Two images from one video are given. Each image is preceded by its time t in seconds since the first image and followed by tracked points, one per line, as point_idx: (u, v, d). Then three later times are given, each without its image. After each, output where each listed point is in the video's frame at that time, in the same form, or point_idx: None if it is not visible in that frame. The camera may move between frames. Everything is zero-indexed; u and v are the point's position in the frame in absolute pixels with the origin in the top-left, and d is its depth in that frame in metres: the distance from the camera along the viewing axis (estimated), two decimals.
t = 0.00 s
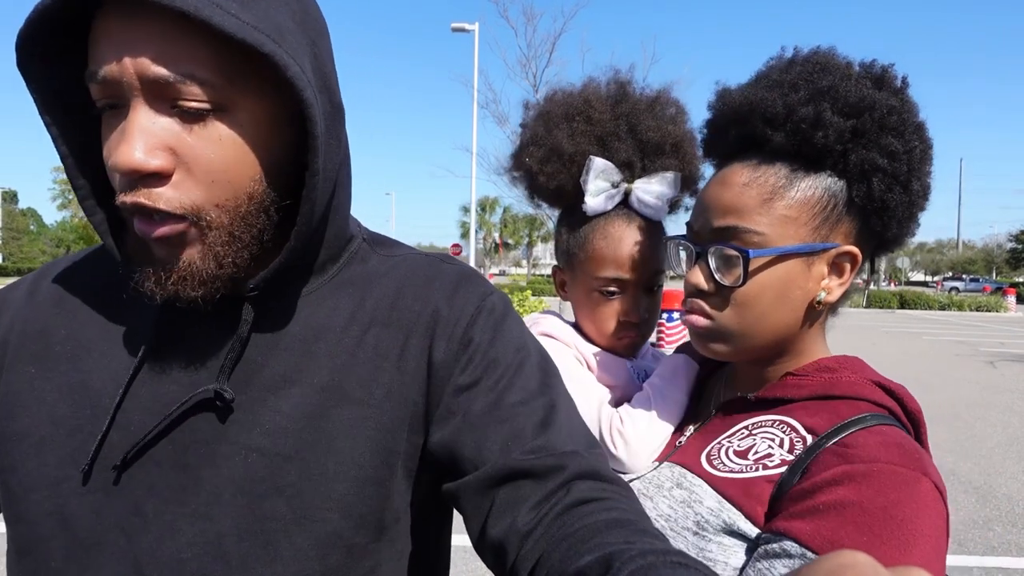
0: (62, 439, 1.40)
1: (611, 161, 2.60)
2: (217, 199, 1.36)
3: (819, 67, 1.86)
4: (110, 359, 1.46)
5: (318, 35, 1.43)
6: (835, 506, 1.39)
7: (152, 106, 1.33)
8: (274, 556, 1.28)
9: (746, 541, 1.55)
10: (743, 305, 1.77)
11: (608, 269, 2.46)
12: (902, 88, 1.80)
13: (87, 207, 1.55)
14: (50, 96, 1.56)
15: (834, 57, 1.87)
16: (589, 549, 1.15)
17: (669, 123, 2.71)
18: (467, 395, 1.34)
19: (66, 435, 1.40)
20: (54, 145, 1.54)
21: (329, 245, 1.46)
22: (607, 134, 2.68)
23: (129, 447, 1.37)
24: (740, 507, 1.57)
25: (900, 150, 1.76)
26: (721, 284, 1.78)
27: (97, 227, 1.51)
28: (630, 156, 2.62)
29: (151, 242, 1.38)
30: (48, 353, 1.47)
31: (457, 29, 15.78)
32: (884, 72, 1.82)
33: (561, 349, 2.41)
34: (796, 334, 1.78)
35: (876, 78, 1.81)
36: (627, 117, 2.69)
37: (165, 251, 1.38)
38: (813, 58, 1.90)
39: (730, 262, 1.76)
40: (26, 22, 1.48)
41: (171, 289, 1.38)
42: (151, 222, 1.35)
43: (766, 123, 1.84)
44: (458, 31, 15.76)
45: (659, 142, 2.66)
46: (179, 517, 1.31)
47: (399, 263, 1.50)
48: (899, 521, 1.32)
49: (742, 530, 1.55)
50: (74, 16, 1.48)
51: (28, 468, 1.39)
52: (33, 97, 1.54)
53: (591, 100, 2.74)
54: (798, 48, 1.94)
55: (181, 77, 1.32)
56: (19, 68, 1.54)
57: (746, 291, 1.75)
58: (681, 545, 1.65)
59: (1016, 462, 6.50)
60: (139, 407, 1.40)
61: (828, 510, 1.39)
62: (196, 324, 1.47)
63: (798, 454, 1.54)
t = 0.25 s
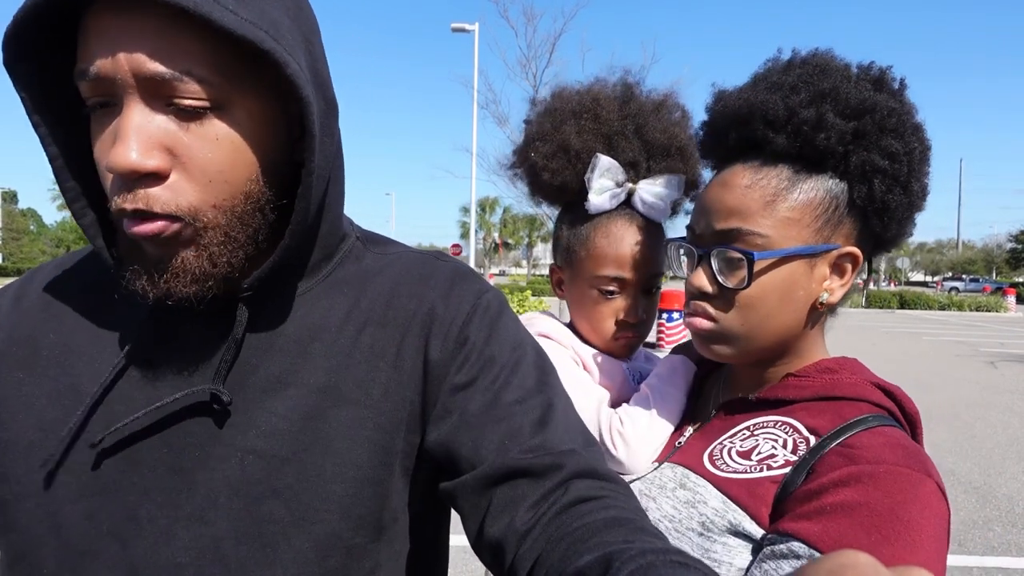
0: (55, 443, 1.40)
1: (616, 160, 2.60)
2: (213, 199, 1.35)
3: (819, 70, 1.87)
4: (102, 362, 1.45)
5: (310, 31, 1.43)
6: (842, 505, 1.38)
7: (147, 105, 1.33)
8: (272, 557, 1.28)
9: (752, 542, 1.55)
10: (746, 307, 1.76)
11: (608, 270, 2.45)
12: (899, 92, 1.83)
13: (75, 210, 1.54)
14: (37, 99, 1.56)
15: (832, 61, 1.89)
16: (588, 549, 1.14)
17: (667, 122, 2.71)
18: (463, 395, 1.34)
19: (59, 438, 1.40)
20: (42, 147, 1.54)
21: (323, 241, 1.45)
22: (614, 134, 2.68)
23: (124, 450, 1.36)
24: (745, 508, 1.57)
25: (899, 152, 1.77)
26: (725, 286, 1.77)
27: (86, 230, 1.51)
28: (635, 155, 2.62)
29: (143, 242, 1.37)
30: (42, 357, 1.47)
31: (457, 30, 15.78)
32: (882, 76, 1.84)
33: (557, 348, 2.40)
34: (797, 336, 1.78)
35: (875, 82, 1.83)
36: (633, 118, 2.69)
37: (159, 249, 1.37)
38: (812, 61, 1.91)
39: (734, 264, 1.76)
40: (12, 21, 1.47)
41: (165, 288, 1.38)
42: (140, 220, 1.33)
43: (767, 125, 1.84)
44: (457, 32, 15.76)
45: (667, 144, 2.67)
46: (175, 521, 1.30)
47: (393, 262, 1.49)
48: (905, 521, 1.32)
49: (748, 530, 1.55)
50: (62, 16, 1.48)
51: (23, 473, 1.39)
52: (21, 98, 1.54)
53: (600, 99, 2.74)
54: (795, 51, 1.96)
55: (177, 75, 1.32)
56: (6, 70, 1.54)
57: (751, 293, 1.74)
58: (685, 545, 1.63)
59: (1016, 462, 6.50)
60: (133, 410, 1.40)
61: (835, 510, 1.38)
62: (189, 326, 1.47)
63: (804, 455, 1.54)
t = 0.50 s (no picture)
0: (54, 444, 1.39)
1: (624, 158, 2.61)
2: (215, 200, 1.35)
3: (830, 73, 1.86)
4: (100, 363, 1.45)
5: (305, 28, 1.42)
6: (846, 514, 1.37)
7: (147, 108, 1.33)
8: (270, 558, 1.27)
9: (753, 549, 1.54)
10: (757, 310, 1.75)
11: (612, 267, 2.45)
12: (909, 96, 1.83)
13: (70, 213, 1.54)
14: (34, 102, 1.56)
15: (844, 65, 1.88)
16: (588, 550, 1.14)
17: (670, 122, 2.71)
18: (462, 395, 1.33)
19: (58, 439, 1.39)
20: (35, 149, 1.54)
21: (321, 239, 1.45)
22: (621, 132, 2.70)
23: (122, 451, 1.36)
24: (747, 515, 1.56)
25: (910, 156, 1.78)
26: (734, 289, 1.76)
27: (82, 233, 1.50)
28: (642, 154, 2.63)
29: (150, 247, 1.36)
30: (40, 359, 1.47)
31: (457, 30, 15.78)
32: (894, 80, 1.84)
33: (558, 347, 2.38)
34: (804, 340, 1.79)
35: (887, 86, 1.83)
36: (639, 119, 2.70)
37: (162, 253, 1.37)
38: (823, 65, 1.91)
39: (746, 268, 1.74)
40: (8, 25, 1.47)
41: (171, 293, 1.38)
42: (147, 227, 1.34)
43: (778, 126, 1.82)
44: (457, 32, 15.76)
45: (675, 145, 2.66)
46: (173, 522, 1.30)
47: (392, 262, 1.49)
48: (909, 531, 1.32)
49: (750, 537, 1.54)
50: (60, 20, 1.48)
51: (20, 473, 1.39)
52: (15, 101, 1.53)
53: (606, 99, 2.75)
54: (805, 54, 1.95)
55: (177, 78, 1.31)
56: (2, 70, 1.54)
57: (762, 297, 1.73)
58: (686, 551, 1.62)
59: (1016, 462, 6.50)
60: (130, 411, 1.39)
61: (839, 518, 1.38)
62: (189, 325, 1.46)
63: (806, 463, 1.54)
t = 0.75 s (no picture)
0: (56, 442, 1.39)
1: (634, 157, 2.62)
2: (227, 194, 1.35)
3: (848, 77, 1.87)
4: (105, 360, 1.45)
5: (315, 29, 1.43)
6: (845, 523, 1.38)
7: (161, 102, 1.33)
8: (272, 558, 1.27)
9: (752, 556, 1.54)
10: (773, 318, 1.75)
11: (615, 261, 2.46)
12: (924, 105, 1.88)
13: (81, 207, 1.52)
14: (46, 99, 1.55)
15: (861, 69, 1.90)
16: (589, 550, 1.14)
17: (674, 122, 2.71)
18: (465, 395, 1.33)
19: (60, 437, 1.40)
20: (48, 143, 1.53)
21: (323, 239, 1.45)
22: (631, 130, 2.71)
23: (124, 449, 1.36)
24: (746, 522, 1.56)
25: (926, 165, 1.84)
26: (751, 298, 1.75)
27: (91, 227, 1.48)
28: (651, 151, 2.65)
29: (158, 242, 1.36)
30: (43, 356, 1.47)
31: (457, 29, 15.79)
32: (909, 87, 1.89)
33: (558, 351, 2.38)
34: (816, 348, 1.80)
35: (904, 93, 1.87)
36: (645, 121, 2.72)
37: (169, 247, 1.37)
38: (839, 68, 1.91)
39: (765, 277, 1.73)
40: (24, 21, 1.47)
41: (180, 288, 1.38)
42: (157, 221, 1.35)
43: (798, 131, 1.82)
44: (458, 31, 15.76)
45: (684, 144, 2.67)
46: (174, 521, 1.30)
47: (396, 263, 1.49)
48: (908, 541, 1.32)
49: (749, 545, 1.54)
50: (75, 14, 1.48)
51: (22, 471, 1.39)
52: (30, 96, 1.53)
53: (602, 103, 2.78)
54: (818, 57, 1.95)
55: (192, 73, 1.32)
56: (15, 66, 1.52)
57: (780, 306, 1.73)
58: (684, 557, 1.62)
59: (1016, 463, 6.50)
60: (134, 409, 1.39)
61: (838, 528, 1.38)
62: (195, 323, 1.46)
63: (806, 471, 1.54)
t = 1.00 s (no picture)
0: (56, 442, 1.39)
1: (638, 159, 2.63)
2: (230, 195, 1.35)
3: (871, 81, 1.88)
4: (105, 359, 1.45)
5: (319, 30, 1.43)
6: (842, 526, 1.37)
7: (165, 103, 1.33)
8: (273, 558, 1.27)
9: (750, 558, 1.54)
10: (788, 319, 1.75)
11: (618, 263, 2.45)
12: (941, 113, 1.91)
13: (83, 207, 1.52)
14: (49, 99, 1.55)
15: (882, 74, 1.91)
16: (591, 550, 1.14)
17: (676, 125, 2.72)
18: (467, 395, 1.33)
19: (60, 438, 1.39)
20: (53, 142, 1.53)
21: (326, 239, 1.45)
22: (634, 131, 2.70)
23: (125, 449, 1.36)
24: (745, 525, 1.56)
25: (940, 173, 1.88)
26: (769, 298, 1.74)
27: (95, 228, 1.48)
28: (654, 151, 2.65)
29: (158, 242, 1.36)
30: (44, 355, 1.47)
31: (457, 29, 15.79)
32: (927, 95, 1.91)
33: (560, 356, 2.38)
34: (825, 350, 1.81)
35: (923, 100, 1.90)
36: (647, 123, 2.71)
37: (170, 248, 1.36)
38: (862, 72, 1.92)
39: (782, 277, 1.73)
40: (27, 21, 1.47)
41: (181, 288, 1.38)
42: (159, 221, 1.34)
43: (822, 132, 1.81)
44: (458, 31, 15.75)
45: (688, 146, 2.67)
46: (174, 521, 1.30)
47: (399, 263, 1.48)
48: (906, 545, 1.31)
49: (747, 547, 1.55)
50: (77, 14, 1.48)
51: (21, 471, 1.39)
52: (34, 95, 1.53)
53: (604, 105, 2.77)
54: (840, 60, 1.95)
55: (198, 75, 1.32)
56: (19, 66, 1.52)
57: (796, 307, 1.73)
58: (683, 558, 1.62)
59: (1016, 463, 6.50)
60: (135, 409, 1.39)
61: (835, 531, 1.38)
62: (198, 324, 1.46)
63: (805, 474, 1.53)
